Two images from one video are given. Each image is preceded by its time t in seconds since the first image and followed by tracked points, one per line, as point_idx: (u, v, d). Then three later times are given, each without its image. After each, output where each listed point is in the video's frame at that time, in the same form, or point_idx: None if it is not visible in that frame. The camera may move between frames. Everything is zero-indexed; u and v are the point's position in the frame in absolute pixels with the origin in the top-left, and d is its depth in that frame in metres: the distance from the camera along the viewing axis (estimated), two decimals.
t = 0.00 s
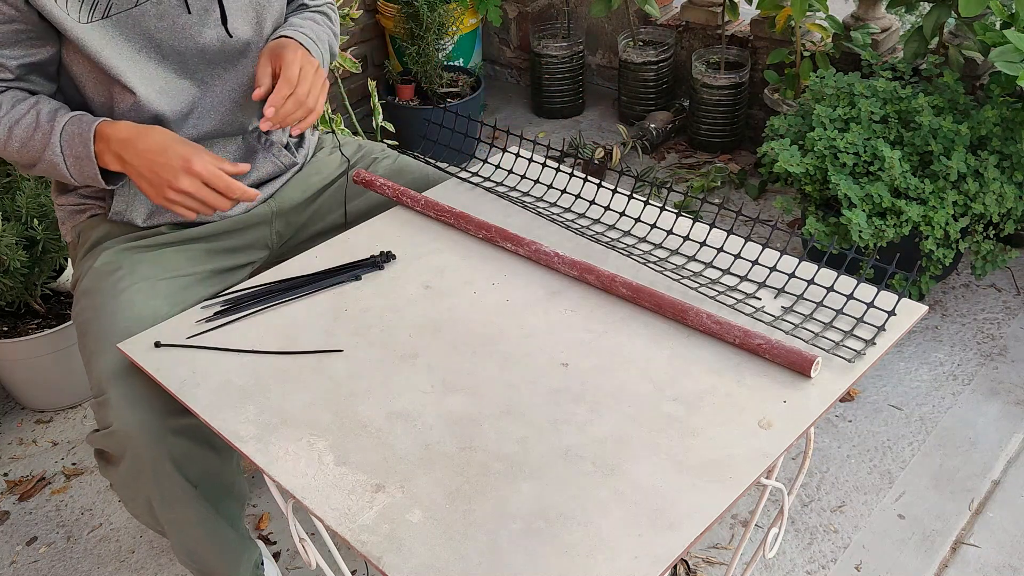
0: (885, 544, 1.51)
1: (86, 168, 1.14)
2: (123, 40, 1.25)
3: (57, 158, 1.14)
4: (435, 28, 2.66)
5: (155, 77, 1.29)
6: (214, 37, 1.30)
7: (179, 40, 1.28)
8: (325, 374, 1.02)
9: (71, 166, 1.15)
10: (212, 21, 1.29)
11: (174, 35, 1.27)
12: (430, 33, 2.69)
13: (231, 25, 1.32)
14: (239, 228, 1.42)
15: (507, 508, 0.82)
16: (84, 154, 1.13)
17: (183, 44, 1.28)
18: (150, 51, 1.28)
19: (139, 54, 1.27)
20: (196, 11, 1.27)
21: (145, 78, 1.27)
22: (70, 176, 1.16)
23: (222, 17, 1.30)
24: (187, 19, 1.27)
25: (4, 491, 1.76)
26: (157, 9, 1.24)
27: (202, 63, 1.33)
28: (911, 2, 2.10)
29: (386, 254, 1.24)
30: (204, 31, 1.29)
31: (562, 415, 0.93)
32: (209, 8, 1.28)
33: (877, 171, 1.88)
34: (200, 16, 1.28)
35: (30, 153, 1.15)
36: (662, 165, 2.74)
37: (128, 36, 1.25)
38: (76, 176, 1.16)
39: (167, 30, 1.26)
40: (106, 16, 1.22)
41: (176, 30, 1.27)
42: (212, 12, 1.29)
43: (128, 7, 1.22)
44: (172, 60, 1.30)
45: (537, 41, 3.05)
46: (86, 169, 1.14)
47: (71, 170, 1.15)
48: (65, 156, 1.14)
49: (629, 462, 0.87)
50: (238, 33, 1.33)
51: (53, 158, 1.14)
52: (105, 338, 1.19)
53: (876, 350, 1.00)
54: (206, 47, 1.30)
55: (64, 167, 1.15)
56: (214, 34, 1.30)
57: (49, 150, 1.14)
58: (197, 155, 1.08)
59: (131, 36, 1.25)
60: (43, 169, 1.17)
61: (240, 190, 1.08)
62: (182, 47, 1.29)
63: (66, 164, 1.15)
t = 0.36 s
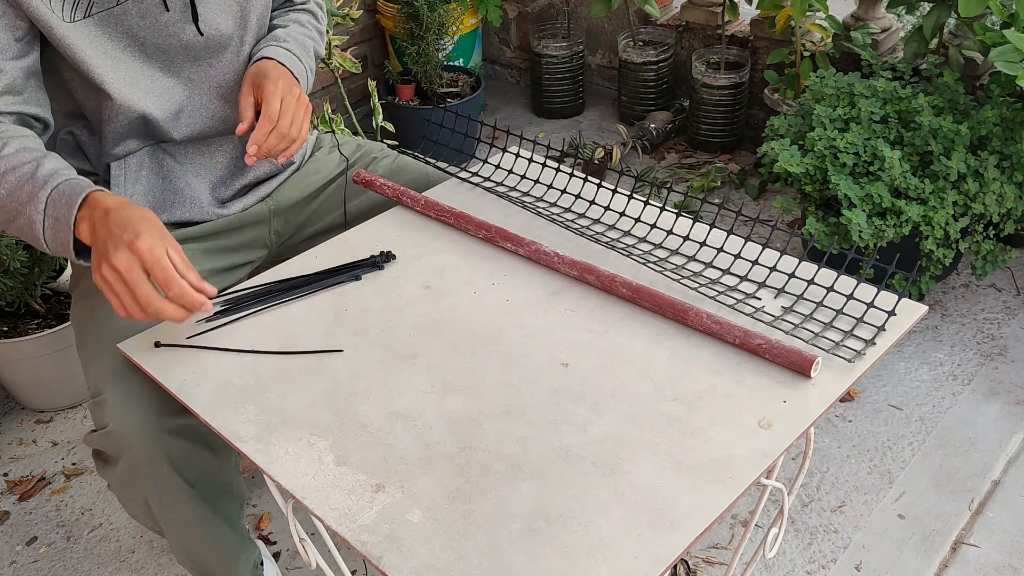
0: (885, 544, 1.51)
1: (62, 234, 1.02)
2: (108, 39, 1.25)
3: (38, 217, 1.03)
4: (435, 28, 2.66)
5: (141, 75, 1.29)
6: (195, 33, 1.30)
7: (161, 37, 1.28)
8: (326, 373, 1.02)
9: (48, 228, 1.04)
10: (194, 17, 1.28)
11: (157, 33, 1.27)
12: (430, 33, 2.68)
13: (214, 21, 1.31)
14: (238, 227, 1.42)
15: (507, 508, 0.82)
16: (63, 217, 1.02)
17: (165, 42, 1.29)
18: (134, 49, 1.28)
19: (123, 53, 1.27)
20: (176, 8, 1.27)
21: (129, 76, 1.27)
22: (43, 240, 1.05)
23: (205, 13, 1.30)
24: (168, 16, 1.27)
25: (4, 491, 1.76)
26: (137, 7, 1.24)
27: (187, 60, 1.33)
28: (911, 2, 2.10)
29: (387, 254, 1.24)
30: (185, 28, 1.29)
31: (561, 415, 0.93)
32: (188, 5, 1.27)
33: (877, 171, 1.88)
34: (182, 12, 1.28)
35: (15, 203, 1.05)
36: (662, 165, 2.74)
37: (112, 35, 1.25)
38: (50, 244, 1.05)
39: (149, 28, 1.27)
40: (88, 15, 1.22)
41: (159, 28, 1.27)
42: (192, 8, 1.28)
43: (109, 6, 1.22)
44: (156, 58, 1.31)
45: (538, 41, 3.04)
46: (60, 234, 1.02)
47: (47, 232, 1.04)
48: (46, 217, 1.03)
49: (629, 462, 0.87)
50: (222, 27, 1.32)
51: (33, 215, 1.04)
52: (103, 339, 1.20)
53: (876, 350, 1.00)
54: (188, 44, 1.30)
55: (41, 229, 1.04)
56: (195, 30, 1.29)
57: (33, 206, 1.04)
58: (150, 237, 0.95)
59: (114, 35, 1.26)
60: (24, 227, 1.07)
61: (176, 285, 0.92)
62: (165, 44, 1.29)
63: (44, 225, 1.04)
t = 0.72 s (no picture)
0: (885, 544, 1.51)
1: (136, 230, 1.04)
2: (110, 40, 1.25)
3: (108, 215, 1.05)
4: (435, 28, 2.66)
5: (143, 77, 1.29)
6: (202, 39, 1.29)
7: (165, 41, 1.28)
8: (325, 374, 1.02)
9: (121, 225, 1.05)
10: (202, 23, 1.28)
11: (161, 36, 1.27)
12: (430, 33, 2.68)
13: (222, 28, 1.30)
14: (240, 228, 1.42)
15: (508, 509, 0.82)
16: (137, 214, 1.04)
17: (169, 44, 1.28)
18: (137, 51, 1.28)
19: (125, 54, 1.27)
20: (184, 14, 1.26)
21: (131, 78, 1.27)
22: (117, 236, 1.06)
23: (213, 20, 1.29)
24: (176, 19, 1.26)
25: (4, 491, 1.76)
26: (143, 11, 1.24)
27: (192, 65, 1.32)
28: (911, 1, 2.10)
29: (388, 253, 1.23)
30: (192, 34, 1.28)
31: (562, 415, 0.93)
32: (196, 11, 1.27)
33: (877, 171, 1.88)
34: (190, 17, 1.27)
35: (84, 202, 1.06)
36: (663, 165, 2.74)
37: (116, 36, 1.25)
38: (125, 239, 1.06)
39: (154, 31, 1.26)
40: (93, 15, 1.21)
41: (164, 31, 1.26)
42: (201, 15, 1.27)
43: (115, 7, 1.22)
44: (160, 60, 1.30)
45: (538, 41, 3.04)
46: (135, 229, 1.04)
47: (121, 229, 1.05)
48: (118, 215, 1.05)
49: (629, 461, 0.87)
50: (230, 34, 1.32)
51: (104, 214, 1.05)
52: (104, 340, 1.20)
53: (875, 351, 1.00)
54: (194, 49, 1.30)
55: (114, 227, 1.05)
56: (202, 37, 1.29)
57: (101, 205, 1.05)
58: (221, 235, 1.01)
59: (118, 37, 1.25)
60: (91, 224, 1.08)
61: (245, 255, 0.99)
62: (170, 48, 1.28)
63: (116, 223, 1.05)
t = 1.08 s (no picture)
0: (885, 544, 1.51)
1: (141, 227, 1.04)
2: (110, 39, 1.25)
3: (112, 211, 1.04)
4: (435, 28, 2.66)
5: (143, 76, 1.29)
6: (202, 39, 1.29)
7: (165, 40, 1.28)
8: (325, 374, 1.02)
9: (125, 223, 1.05)
10: (202, 23, 1.28)
11: (161, 36, 1.27)
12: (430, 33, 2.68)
13: (223, 28, 1.30)
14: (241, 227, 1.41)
15: (508, 509, 0.82)
16: (142, 211, 1.04)
17: (169, 44, 1.28)
18: (137, 50, 1.28)
19: (125, 53, 1.27)
20: (184, 14, 1.26)
21: (131, 78, 1.27)
22: (120, 233, 1.06)
23: (213, 20, 1.29)
24: (176, 19, 1.26)
25: (4, 491, 1.76)
26: (143, 11, 1.24)
27: (191, 65, 1.32)
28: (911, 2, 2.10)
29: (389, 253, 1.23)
30: (192, 35, 1.28)
31: (561, 415, 0.93)
32: (196, 12, 1.27)
33: (877, 171, 1.88)
34: (190, 17, 1.27)
35: (86, 198, 1.06)
36: (662, 165, 2.74)
37: (115, 35, 1.25)
38: (127, 236, 1.06)
39: (154, 31, 1.26)
40: (92, 14, 1.21)
41: (164, 31, 1.26)
42: (201, 16, 1.27)
43: (115, 7, 1.22)
44: (160, 60, 1.30)
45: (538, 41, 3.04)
46: (139, 227, 1.04)
47: (125, 226, 1.05)
48: (122, 212, 1.04)
49: (629, 461, 0.87)
50: (230, 34, 1.32)
51: (107, 210, 1.05)
52: (104, 340, 1.20)
53: (875, 351, 1.00)
54: (194, 49, 1.30)
55: (117, 223, 1.05)
56: (203, 37, 1.29)
57: (105, 201, 1.04)
58: (232, 239, 1.02)
59: (118, 36, 1.25)
60: (93, 221, 1.07)
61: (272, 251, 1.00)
62: (170, 48, 1.29)
63: (120, 219, 1.05)
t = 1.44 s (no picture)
0: (885, 544, 1.51)
1: (132, 220, 1.02)
2: (110, 38, 1.25)
3: (103, 204, 1.03)
4: (435, 28, 2.65)
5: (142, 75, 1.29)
6: (202, 38, 1.29)
7: (165, 39, 1.28)
8: (325, 374, 1.02)
9: (116, 215, 1.03)
10: (202, 23, 1.28)
11: (161, 35, 1.27)
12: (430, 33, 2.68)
13: (222, 28, 1.30)
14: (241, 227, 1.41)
15: (507, 509, 0.82)
16: (135, 204, 1.02)
17: (168, 42, 1.28)
18: (137, 49, 1.28)
19: (124, 51, 1.27)
20: (183, 13, 1.26)
21: (130, 76, 1.27)
22: (109, 227, 1.04)
23: (213, 19, 1.29)
24: (175, 19, 1.26)
25: (4, 491, 1.76)
26: (142, 10, 1.24)
27: (190, 64, 1.32)
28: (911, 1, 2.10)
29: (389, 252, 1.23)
30: (191, 34, 1.28)
31: (561, 415, 0.93)
32: (195, 11, 1.27)
33: (877, 171, 1.88)
34: (190, 17, 1.27)
35: (76, 192, 1.04)
36: (662, 165, 2.74)
37: (115, 34, 1.25)
38: (116, 230, 1.04)
39: (153, 30, 1.26)
40: (91, 12, 1.21)
41: (162, 30, 1.27)
42: (200, 15, 1.27)
43: (113, 5, 1.22)
44: (159, 59, 1.30)
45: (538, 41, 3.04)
46: (128, 221, 1.02)
47: (115, 219, 1.03)
48: (113, 204, 1.03)
49: (629, 461, 0.87)
50: (229, 34, 1.32)
51: (98, 202, 1.03)
52: (103, 341, 1.20)
53: (875, 351, 1.00)
54: (193, 48, 1.30)
55: (107, 216, 1.03)
56: (202, 36, 1.29)
57: (96, 193, 1.03)
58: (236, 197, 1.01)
59: (117, 35, 1.26)
60: (81, 215, 1.05)
61: (274, 225, 1.00)
62: (169, 47, 1.29)
63: (111, 212, 1.03)
